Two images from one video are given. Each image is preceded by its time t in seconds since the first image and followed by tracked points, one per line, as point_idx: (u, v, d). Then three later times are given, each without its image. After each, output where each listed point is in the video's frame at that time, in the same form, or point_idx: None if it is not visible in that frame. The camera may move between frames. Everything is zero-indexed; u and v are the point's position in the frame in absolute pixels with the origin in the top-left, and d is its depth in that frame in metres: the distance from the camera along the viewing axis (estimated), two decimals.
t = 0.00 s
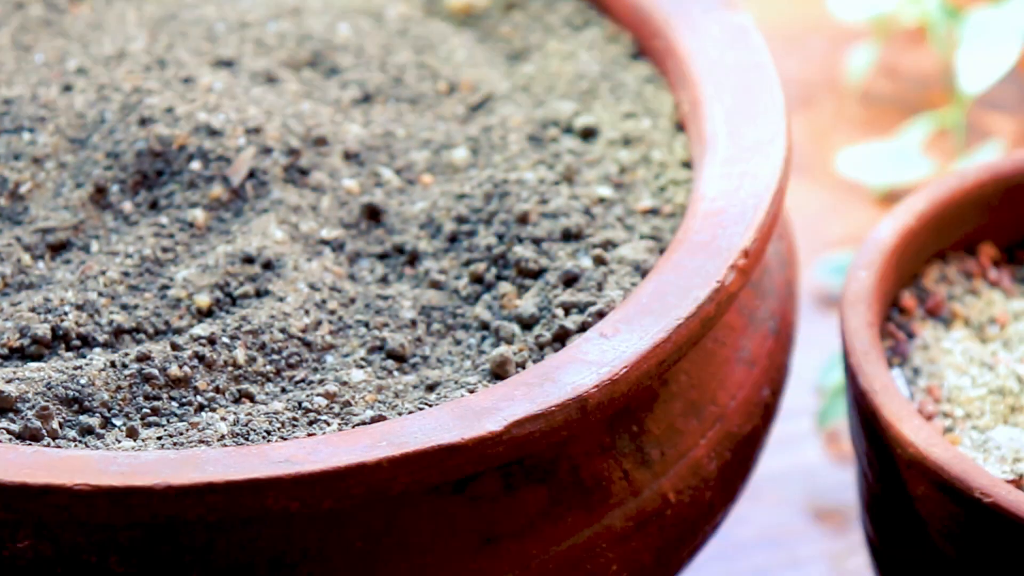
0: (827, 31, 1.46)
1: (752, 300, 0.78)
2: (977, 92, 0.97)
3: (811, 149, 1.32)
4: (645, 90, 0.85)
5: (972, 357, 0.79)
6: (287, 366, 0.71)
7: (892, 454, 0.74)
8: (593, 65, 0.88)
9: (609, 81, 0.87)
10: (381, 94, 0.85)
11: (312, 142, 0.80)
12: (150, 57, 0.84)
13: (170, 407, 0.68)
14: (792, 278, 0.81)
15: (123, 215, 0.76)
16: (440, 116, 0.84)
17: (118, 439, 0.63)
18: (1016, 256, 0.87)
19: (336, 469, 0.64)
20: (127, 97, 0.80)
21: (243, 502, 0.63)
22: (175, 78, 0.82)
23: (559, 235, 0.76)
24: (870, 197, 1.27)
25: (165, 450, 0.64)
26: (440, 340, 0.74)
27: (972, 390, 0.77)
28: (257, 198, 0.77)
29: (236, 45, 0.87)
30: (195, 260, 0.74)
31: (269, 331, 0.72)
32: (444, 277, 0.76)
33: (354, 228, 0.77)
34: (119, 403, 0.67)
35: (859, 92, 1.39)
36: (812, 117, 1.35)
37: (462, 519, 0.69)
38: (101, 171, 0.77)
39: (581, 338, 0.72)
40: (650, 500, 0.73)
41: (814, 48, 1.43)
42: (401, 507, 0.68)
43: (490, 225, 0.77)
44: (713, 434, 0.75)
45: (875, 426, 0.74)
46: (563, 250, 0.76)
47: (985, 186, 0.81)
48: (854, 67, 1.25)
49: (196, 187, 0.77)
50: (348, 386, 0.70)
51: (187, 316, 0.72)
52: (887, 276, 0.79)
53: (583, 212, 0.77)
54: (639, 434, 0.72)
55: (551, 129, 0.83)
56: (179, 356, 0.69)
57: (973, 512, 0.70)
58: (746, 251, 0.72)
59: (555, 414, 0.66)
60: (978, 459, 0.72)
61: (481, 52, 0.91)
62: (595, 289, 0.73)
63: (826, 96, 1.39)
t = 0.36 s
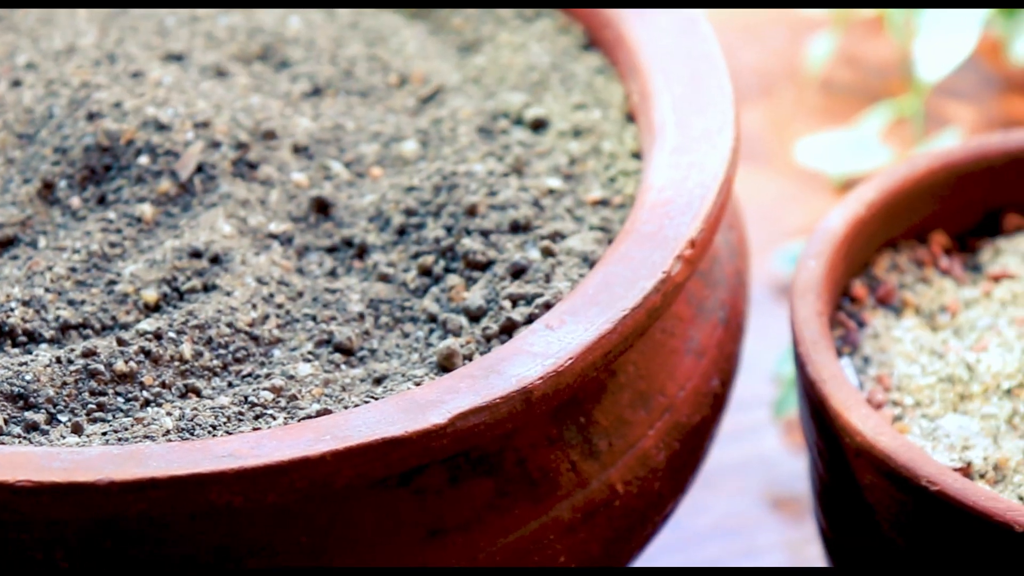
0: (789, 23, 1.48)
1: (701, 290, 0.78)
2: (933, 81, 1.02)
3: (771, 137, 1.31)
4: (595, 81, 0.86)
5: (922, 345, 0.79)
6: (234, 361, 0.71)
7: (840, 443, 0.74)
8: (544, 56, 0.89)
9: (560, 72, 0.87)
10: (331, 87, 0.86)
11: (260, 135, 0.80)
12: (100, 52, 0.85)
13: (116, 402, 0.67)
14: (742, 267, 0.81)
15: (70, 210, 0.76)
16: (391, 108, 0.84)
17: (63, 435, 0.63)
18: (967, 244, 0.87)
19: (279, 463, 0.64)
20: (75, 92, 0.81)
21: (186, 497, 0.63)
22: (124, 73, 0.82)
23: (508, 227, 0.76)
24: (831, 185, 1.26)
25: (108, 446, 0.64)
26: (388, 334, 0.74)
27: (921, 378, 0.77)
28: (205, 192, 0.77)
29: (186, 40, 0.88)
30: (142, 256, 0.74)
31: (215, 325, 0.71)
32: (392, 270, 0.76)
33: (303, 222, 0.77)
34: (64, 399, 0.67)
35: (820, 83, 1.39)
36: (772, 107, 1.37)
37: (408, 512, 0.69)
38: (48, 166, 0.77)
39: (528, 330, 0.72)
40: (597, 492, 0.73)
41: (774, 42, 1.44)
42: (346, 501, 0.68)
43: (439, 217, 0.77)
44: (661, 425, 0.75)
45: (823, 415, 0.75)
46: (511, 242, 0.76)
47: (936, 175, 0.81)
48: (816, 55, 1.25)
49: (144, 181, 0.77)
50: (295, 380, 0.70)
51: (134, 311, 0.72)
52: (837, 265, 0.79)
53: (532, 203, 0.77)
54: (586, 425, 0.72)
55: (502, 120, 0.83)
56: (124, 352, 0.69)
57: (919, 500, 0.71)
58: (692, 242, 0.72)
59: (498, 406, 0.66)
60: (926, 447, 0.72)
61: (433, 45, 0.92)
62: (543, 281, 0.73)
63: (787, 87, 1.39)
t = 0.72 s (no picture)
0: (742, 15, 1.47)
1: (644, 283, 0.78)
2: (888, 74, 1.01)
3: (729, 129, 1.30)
4: (540, 74, 0.87)
5: (867, 336, 0.80)
6: (174, 358, 0.70)
7: (782, 436, 0.74)
8: (488, 51, 0.90)
9: (504, 66, 0.88)
10: (274, 83, 0.87)
11: (202, 132, 0.80)
12: (42, 49, 0.85)
13: (54, 401, 0.67)
14: (687, 259, 0.81)
15: (10, 209, 0.76)
16: (334, 103, 0.85)
17: None
18: (914, 235, 0.87)
19: (215, 461, 0.63)
20: (16, 90, 0.81)
21: (120, 495, 0.63)
22: (66, 70, 0.83)
23: (449, 222, 0.76)
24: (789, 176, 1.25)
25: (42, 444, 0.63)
26: (329, 330, 0.73)
27: (866, 369, 0.78)
28: (146, 189, 0.77)
29: (130, 37, 0.88)
30: (82, 253, 0.74)
31: (154, 323, 0.71)
32: (333, 266, 0.75)
33: (244, 218, 0.77)
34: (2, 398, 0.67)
35: (776, 74, 1.39)
36: (728, 99, 1.36)
37: (348, 508, 0.69)
38: None
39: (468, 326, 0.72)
40: (539, 486, 0.73)
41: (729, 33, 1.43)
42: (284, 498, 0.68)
43: (381, 213, 0.77)
44: (603, 419, 0.75)
45: (766, 407, 0.75)
46: (453, 237, 0.75)
47: (880, 167, 0.80)
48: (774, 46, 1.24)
49: (84, 179, 0.77)
50: (234, 377, 0.70)
51: (74, 309, 0.71)
52: (781, 256, 0.78)
53: (475, 198, 0.77)
54: (527, 420, 0.72)
55: (445, 116, 0.83)
56: (62, 350, 0.69)
57: (861, 492, 0.71)
58: (632, 235, 0.72)
59: (435, 401, 0.66)
60: (868, 439, 0.73)
61: (377, 40, 0.93)
62: (483, 275, 0.73)
63: (743, 79, 1.38)
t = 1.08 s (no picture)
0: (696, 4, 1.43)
1: (585, 277, 0.78)
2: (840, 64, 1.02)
3: (687, 124, 1.28)
4: (482, 69, 0.87)
5: (809, 330, 0.80)
6: (110, 355, 0.70)
7: (722, 429, 0.74)
8: (431, 46, 0.91)
9: (447, 61, 0.89)
10: (216, 79, 0.87)
11: (142, 128, 0.81)
12: None
13: None
14: (628, 254, 0.82)
15: None
16: (276, 99, 0.86)
17: None
18: (858, 228, 0.87)
19: (148, 458, 0.63)
20: None
21: (51, 493, 0.62)
22: (5, 66, 0.82)
23: (389, 218, 0.76)
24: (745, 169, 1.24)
25: None
26: (267, 326, 0.73)
27: (807, 363, 0.78)
28: (85, 185, 0.77)
29: (71, 33, 0.88)
30: (19, 250, 0.73)
31: (91, 320, 0.70)
32: (272, 262, 0.75)
33: (183, 214, 0.77)
34: None
35: (729, 66, 1.35)
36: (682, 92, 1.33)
37: (283, 504, 0.69)
38: None
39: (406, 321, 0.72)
40: (477, 482, 0.73)
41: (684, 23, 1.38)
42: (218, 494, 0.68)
43: (320, 208, 0.77)
44: (542, 414, 0.75)
45: (706, 401, 0.75)
46: (392, 232, 0.75)
47: (824, 161, 0.80)
48: (732, 38, 1.23)
49: (22, 175, 0.76)
50: (170, 373, 0.69)
51: (9, 306, 0.71)
52: (723, 250, 0.78)
53: (415, 193, 0.77)
54: (465, 415, 0.72)
55: (387, 110, 0.84)
56: None
57: (801, 486, 0.71)
58: (570, 230, 0.72)
59: (369, 397, 0.66)
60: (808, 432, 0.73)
61: (322, 35, 0.93)
62: (422, 270, 0.73)
63: (696, 71, 1.35)
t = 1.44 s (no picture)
0: None
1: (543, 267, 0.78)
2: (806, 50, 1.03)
3: (652, 114, 1.28)
4: (442, 58, 0.89)
5: (768, 319, 0.80)
6: (67, 346, 0.69)
7: (681, 419, 0.74)
8: (390, 37, 0.91)
9: (406, 51, 0.90)
10: (175, 69, 0.87)
11: (99, 118, 0.80)
12: None
13: None
14: (587, 244, 0.82)
15: None
16: (234, 89, 0.86)
17: None
18: (819, 217, 0.87)
19: (103, 449, 0.62)
20: None
21: (5, 485, 0.62)
22: None
23: (347, 208, 0.76)
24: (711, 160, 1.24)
25: None
26: (225, 316, 0.73)
27: (767, 351, 0.78)
28: (42, 177, 0.76)
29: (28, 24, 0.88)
30: None
31: (47, 311, 0.70)
32: (230, 253, 0.75)
33: (141, 205, 0.77)
34: None
35: (695, 56, 1.34)
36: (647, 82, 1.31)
37: (241, 495, 0.69)
38: None
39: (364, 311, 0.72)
40: (435, 471, 0.73)
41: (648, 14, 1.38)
42: (175, 484, 0.68)
43: (278, 198, 0.77)
44: (501, 403, 0.75)
45: (665, 390, 0.75)
46: (349, 222, 0.75)
47: (783, 149, 0.80)
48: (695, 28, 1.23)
49: None
50: (127, 364, 0.69)
51: None
52: (683, 239, 0.78)
53: (373, 182, 0.77)
54: (424, 404, 0.72)
55: (346, 100, 0.84)
56: None
57: (759, 474, 0.71)
58: (527, 219, 0.72)
59: (326, 387, 0.65)
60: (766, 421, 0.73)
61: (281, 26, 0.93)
62: (379, 260, 0.73)
63: (662, 59, 1.34)
